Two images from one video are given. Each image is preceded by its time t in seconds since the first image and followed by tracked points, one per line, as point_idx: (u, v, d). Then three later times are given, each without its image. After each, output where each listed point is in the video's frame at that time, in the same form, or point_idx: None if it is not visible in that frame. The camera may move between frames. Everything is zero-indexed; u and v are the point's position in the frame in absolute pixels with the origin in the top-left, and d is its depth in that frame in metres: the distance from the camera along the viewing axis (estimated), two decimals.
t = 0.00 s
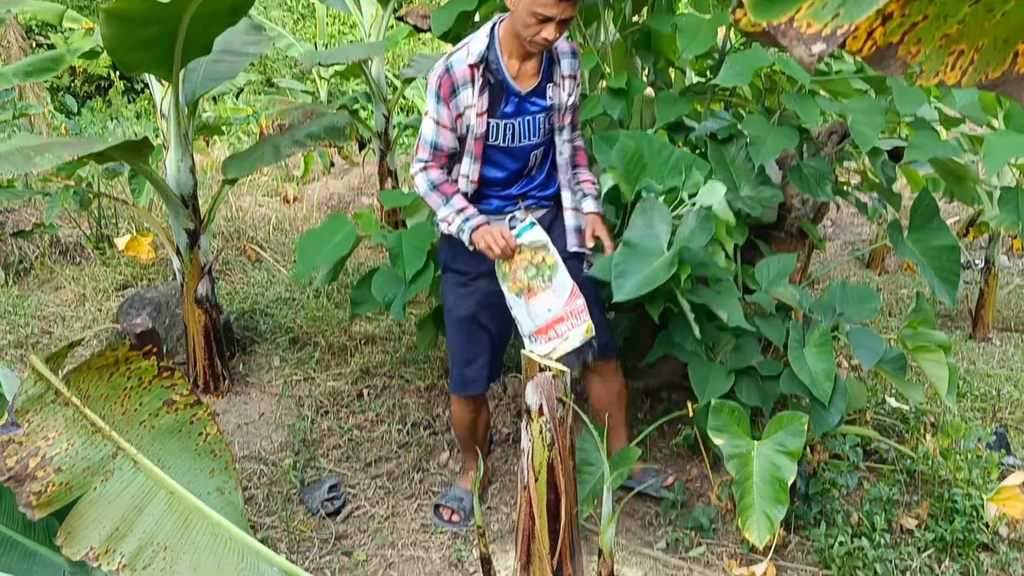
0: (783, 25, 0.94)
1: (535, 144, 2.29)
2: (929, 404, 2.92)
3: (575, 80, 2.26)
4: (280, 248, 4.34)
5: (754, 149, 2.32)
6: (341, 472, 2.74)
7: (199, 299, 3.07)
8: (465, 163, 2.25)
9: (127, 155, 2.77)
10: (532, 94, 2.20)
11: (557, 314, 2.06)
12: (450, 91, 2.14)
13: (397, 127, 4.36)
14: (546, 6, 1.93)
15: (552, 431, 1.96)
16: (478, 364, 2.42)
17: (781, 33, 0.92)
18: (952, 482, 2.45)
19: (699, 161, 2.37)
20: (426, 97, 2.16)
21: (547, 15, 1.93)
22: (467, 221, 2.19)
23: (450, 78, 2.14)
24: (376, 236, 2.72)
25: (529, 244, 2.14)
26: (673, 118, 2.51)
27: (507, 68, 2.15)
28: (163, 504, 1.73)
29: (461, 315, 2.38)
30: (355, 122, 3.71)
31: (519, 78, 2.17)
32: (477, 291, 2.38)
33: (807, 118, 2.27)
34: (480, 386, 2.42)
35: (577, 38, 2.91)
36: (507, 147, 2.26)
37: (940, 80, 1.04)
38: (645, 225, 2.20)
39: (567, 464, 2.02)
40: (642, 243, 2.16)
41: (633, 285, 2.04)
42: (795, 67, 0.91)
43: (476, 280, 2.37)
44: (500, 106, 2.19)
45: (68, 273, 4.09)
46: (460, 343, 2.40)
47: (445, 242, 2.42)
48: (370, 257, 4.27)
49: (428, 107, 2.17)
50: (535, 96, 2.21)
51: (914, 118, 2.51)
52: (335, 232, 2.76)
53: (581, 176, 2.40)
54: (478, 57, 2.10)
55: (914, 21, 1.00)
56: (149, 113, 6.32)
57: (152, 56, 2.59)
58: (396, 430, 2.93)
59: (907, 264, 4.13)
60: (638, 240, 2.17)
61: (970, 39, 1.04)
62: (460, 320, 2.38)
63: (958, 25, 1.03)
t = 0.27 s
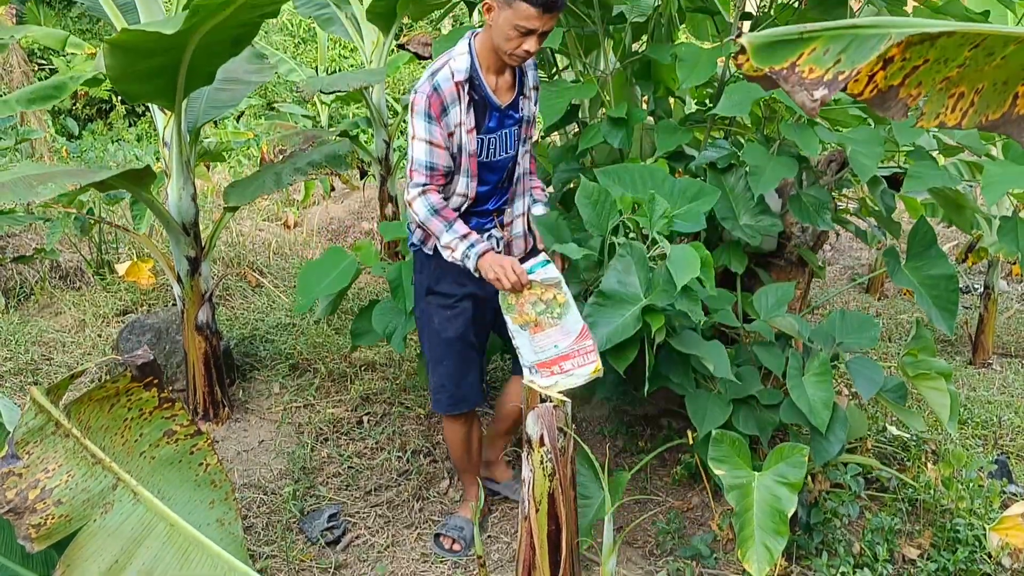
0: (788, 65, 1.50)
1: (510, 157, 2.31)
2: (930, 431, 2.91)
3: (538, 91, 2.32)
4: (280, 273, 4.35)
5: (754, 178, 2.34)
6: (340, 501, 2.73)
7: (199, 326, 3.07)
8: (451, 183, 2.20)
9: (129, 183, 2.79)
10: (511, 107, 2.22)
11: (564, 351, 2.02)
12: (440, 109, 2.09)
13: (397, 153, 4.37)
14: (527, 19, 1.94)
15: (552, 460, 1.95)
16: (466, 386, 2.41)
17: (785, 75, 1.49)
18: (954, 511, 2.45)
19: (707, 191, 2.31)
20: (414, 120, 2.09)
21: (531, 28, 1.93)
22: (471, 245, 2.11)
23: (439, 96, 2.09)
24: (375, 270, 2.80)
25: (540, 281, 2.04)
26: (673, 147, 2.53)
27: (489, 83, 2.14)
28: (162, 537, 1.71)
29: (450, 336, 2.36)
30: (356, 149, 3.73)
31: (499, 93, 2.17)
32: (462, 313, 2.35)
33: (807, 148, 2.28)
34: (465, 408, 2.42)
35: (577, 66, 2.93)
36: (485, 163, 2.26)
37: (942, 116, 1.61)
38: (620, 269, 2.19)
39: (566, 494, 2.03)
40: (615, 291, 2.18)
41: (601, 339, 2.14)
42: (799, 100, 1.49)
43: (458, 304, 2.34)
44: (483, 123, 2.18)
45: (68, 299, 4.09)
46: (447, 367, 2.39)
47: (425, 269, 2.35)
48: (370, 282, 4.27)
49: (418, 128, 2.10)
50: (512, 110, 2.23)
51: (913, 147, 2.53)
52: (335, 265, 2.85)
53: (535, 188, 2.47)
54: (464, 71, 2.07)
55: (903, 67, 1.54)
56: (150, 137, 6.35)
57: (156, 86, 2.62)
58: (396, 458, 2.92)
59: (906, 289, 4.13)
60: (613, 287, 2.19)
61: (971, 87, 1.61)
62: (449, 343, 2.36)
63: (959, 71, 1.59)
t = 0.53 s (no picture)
0: (787, 81, 1.50)
1: (504, 165, 2.34)
2: (930, 446, 2.91)
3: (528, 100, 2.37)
4: (280, 287, 4.35)
5: (754, 193, 2.35)
6: (339, 515, 2.72)
7: (199, 339, 3.07)
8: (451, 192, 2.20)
9: (129, 197, 2.79)
10: (505, 116, 2.25)
11: (580, 336, 2.03)
12: (442, 116, 2.11)
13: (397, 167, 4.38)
14: (522, 25, 1.99)
15: (552, 475, 1.95)
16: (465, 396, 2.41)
17: (784, 91, 1.50)
18: (954, 526, 2.44)
19: (724, 209, 2.28)
20: (416, 128, 2.09)
21: (525, 33, 1.98)
22: (476, 250, 2.08)
23: (440, 103, 2.10)
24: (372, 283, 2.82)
25: (546, 267, 2.04)
26: (673, 161, 2.54)
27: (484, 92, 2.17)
28: (161, 551, 1.70)
29: (449, 347, 2.35)
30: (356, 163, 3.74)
31: (494, 101, 2.21)
32: (459, 324, 2.36)
33: (806, 164, 2.29)
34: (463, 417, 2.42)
35: (577, 81, 2.95)
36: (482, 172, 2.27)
37: (940, 132, 1.63)
38: (628, 283, 2.22)
39: (566, 508, 2.02)
40: (623, 303, 2.20)
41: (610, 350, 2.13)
42: (797, 116, 1.50)
43: (455, 314, 2.35)
44: (479, 131, 2.21)
45: (67, 312, 4.09)
46: (445, 378, 2.37)
47: (421, 280, 2.35)
48: (369, 296, 4.27)
49: (420, 137, 2.10)
50: (505, 118, 2.26)
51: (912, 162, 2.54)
52: (334, 280, 2.86)
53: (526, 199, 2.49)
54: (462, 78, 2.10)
55: (902, 84, 1.55)
56: (150, 151, 6.36)
57: (157, 102, 2.63)
58: (395, 472, 2.92)
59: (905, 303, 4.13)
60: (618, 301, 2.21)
61: (970, 104, 1.62)
62: (448, 354, 2.35)
63: (958, 88, 1.60)
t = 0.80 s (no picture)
0: (787, 86, 1.48)
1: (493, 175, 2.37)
2: (930, 454, 2.91)
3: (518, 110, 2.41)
4: (280, 295, 4.35)
5: (753, 200, 2.35)
6: (339, 523, 2.71)
7: (198, 347, 3.07)
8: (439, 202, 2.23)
9: (129, 204, 2.80)
10: (493, 126, 2.29)
11: (555, 357, 2.08)
12: (429, 128, 2.14)
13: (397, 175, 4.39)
14: (500, 38, 2.03)
15: (552, 482, 1.95)
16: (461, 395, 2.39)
17: (784, 97, 1.47)
18: (955, 534, 2.44)
19: (716, 213, 2.31)
20: (404, 140, 2.13)
21: (503, 46, 2.02)
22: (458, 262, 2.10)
23: (427, 115, 2.14)
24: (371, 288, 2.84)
25: (521, 289, 2.05)
26: (672, 169, 2.54)
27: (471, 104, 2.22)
28: (159, 558, 1.72)
29: (443, 345, 2.35)
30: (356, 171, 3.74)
31: (482, 112, 2.25)
32: (452, 323, 2.37)
33: (805, 171, 2.30)
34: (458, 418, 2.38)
35: (576, 89, 2.95)
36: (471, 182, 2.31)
37: (939, 138, 1.62)
38: (629, 282, 2.19)
39: (566, 516, 2.01)
40: (623, 301, 2.17)
41: (609, 346, 2.09)
42: (798, 121, 1.46)
43: (448, 313, 2.36)
44: (467, 143, 2.25)
45: (67, 320, 4.09)
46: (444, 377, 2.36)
47: (411, 283, 2.37)
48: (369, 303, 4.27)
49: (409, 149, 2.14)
50: (493, 129, 2.30)
51: (911, 170, 2.55)
52: (331, 289, 2.84)
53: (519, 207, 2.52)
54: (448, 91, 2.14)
55: (901, 89, 1.55)
56: (150, 159, 6.37)
57: (158, 109, 2.64)
58: (395, 480, 2.91)
59: (905, 312, 4.14)
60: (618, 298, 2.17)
61: (967, 109, 1.63)
62: (443, 352, 2.36)
63: (956, 93, 1.61)
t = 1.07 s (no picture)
0: (785, 86, 1.49)
1: (475, 186, 2.40)
2: (930, 457, 2.91)
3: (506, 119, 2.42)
4: (279, 298, 4.35)
5: (752, 203, 2.35)
6: (338, 525, 2.71)
7: (197, 349, 3.07)
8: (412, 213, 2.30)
9: (128, 206, 2.80)
10: (472, 139, 2.33)
11: (515, 324, 2.05)
12: (397, 146, 2.21)
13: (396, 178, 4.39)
14: (463, 56, 2.06)
15: (551, 484, 1.94)
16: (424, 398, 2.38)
17: (782, 97, 1.48)
18: (954, 537, 2.44)
19: (710, 215, 2.31)
20: (372, 158, 2.21)
21: (465, 65, 2.06)
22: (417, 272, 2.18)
23: (395, 132, 2.20)
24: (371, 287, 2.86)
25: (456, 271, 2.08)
26: (671, 171, 2.54)
27: (447, 118, 2.26)
28: (157, 561, 1.70)
29: (414, 348, 2.37)
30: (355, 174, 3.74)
31: (458, 126, 2.29)
32: (430, 323, 2.38)
33: (804, 173, 2.30)
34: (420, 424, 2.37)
35: (576, 92, 2.95)
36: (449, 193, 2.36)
37: (938, 138, 1.63)
38: (628, 286, 2.18)
39: (565, 518, 2.01)
40: (622, 305, 2.16)
41: (608, 351, 2.10)
42: (795, 122, 1.48)
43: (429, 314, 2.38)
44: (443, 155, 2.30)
45: (66, 322, 4.09)
46: (412, 377, 2.37)
47: (388, 284, 2.38)
48: (368, 306, 4.27)
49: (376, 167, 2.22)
50: (473, 140, 2.34)
51: (910, 172, 2.55)
52: (331, 290, 2.84)
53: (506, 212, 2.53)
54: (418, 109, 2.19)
55: (899, 90, 1.55)
56: (150, 162, 6.38)
57: (157, 111, 2.64)
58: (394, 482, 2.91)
59: (904, 315, 4.14)
60: (617, 303, 2.17)
61: (967, 110, 1.63)
62: (416, 352, 2.37)
63: (954, 94, 1.61)
